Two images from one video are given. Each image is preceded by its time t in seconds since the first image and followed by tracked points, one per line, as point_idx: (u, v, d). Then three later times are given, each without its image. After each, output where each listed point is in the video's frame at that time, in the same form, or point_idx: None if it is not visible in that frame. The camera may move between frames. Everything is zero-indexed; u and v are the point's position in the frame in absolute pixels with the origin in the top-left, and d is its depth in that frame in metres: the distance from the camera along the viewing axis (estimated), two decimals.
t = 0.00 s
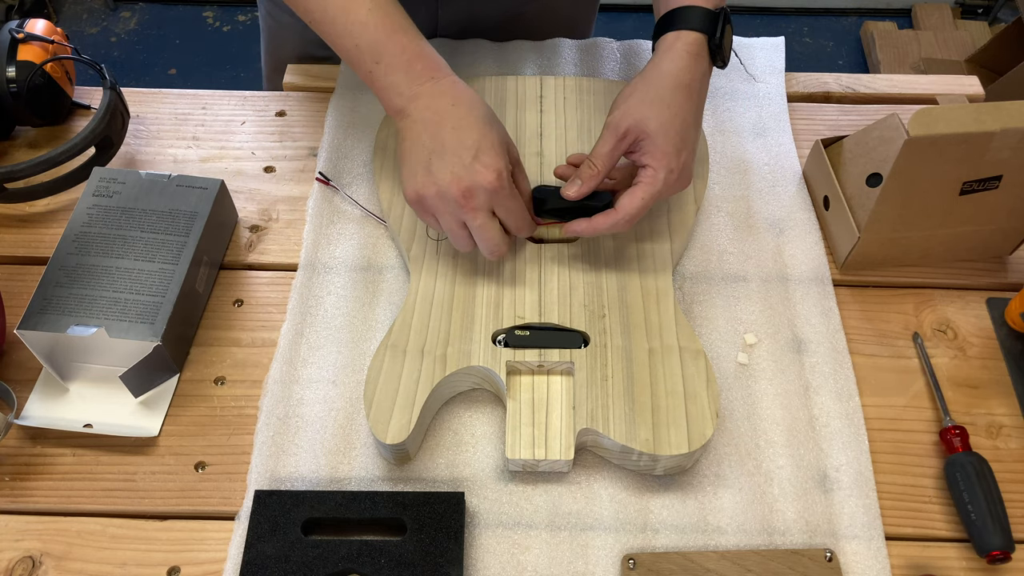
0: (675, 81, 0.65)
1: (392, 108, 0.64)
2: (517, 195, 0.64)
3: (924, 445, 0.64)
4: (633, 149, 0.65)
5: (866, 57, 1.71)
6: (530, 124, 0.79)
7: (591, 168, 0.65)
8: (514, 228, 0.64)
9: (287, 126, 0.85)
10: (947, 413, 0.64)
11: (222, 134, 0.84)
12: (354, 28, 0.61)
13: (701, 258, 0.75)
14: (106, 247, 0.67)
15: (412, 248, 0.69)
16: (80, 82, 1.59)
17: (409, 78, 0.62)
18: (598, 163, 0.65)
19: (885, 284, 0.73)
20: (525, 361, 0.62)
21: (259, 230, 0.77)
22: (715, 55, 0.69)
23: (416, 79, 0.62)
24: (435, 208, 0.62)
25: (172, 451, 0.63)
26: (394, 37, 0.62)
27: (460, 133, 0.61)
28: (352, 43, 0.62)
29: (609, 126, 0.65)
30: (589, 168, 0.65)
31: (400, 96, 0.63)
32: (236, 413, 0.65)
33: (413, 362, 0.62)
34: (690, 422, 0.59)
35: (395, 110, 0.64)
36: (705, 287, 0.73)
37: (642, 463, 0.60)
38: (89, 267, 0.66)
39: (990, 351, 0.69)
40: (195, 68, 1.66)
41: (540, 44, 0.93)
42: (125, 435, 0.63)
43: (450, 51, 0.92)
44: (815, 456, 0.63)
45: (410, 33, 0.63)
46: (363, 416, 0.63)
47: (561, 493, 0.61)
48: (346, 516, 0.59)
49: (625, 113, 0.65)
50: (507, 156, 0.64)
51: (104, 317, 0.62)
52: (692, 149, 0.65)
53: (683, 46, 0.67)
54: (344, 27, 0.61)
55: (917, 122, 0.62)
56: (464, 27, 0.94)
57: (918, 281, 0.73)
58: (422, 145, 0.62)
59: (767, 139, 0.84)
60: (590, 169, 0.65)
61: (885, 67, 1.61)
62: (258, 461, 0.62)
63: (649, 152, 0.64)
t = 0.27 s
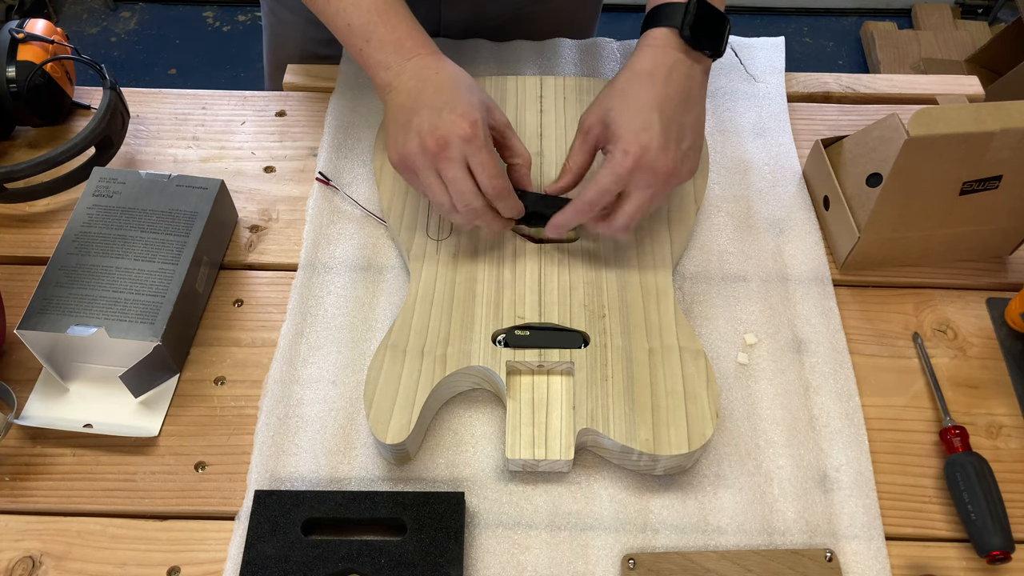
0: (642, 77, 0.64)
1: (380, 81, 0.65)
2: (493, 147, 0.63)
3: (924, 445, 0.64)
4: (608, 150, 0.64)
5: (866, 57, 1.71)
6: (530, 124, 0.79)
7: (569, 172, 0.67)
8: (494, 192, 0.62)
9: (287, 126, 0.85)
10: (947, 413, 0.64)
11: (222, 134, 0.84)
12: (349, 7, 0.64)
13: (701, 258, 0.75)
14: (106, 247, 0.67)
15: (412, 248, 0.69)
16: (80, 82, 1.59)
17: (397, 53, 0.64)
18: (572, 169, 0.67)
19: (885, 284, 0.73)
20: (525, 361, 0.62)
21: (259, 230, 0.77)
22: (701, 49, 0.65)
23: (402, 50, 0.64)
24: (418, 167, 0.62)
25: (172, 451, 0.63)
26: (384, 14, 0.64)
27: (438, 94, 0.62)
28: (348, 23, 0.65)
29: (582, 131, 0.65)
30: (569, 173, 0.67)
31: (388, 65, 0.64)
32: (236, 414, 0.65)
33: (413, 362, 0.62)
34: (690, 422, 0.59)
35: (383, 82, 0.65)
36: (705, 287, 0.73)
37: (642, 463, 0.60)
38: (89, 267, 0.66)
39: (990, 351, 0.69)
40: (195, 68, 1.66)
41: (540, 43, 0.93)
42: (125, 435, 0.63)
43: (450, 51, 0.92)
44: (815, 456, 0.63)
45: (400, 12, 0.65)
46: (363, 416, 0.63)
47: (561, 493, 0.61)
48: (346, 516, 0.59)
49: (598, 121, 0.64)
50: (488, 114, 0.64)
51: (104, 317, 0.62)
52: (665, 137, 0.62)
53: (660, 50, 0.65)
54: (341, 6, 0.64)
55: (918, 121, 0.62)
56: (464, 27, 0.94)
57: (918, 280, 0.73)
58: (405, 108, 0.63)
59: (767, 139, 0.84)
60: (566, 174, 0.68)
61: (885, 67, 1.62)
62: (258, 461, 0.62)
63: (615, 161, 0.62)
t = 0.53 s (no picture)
0: (637, 92, 0.65)
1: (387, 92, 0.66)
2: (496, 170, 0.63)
3: (924, 445, 0.64)
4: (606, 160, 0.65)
5: (866, 57, 1.71)
6: (530, 124, 0.79)
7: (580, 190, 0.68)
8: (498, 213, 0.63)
9: (287, 126, 0.85)
10: (947, 413, 0.64)
11: (222, 134, 0.84)
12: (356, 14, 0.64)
13: (701, 258, 0.75)
14: (106, 247, 0.67)
15: (412, 248, 0.69)
16: (80, 82, 1.59)
17: (404, 64, 0.64)
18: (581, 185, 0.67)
19: (886, 284, 0.73)
20: (525, 361, 0.62)
21: (259, 230, 0.77)
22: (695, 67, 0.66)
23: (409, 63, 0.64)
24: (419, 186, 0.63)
25: (172, 451, 0.63)
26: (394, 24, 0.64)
27: (445, 110, 0.62)
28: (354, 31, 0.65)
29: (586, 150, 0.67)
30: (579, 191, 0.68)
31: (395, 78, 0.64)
32: (236, 413, 0.65)
33: (414, 362, 0.62)
34: (690, 422, 0.59)
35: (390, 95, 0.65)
36: (705, 288, 0.73)
37: (642, 463, 0.60)
38: (89, 267, 0.66)
39: (990, 351, 0.69)
40: (196, 68, 1.66)
41: (540, 44, 0.93)
42: (125, 435, 0.63)
43: (450, 50, 0.92)
44: (815, 456, 0.63)
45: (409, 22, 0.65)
46: (363, 416, 0.63)
47: (560, 493, 0.61)
48: (346, 516, 0.59)
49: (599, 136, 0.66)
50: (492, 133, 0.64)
51: (104, 317, 0.62)
52: (658, 143, 0.62)
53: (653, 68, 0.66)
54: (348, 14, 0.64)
55: (917, 121, 0.62)
56: (463, 27, 0.94)
57: (918, 280, 0.73)
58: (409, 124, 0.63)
59: (767, 139, 0.84)
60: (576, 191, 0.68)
61: (885, 67, 1.62)
62: (258, 460, 0.62)
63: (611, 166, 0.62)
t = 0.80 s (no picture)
0: (633, 85, 0.65)
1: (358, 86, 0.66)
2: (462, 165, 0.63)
3: (924, 445, 0.64)
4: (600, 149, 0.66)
5: (866, 57, 1.71)
6: (529, 124, 0.79)
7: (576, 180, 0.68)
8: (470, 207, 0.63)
9: (287, 126, 0.85)
10: (947, 412, 0.64)
11: (222, 134, 0.84)
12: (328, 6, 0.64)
13: (701, 258, 0.75)
14: (106, 247, 0.67)
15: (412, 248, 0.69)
16: (80, 82, 1.59)
17: (374, 57, 0.64)
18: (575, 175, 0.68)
19: (885, 284, 0.73)
20: (525, 361, 0.62)
21: (259, 230, 0.77)
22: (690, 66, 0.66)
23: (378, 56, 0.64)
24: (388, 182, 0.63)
25: (172, 451, 0.63)
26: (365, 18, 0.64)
27: (413, 105, 0.62)
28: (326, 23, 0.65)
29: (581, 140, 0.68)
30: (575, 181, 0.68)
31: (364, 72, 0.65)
32: (235, 414, 0.65)
33: (414, 362, 0.62)
34: (690, 422, 0.59)
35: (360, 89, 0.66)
36: (705, 287, 0.73)
37: (642, 463, 0.60)
38: (89, 267, 0.66)
39: (990, 351, 0.69)
40: (196, 68, 1.66)
41: (540, 43, 0.93)
42: (125, 435, 0.63)
43: (450, 50, 0.91)
44: (815, 456, 0.63)
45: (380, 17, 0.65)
46: (363, 416, 0.63)
47: (560, 493, 0.61)
48: (346, 516, 0.59)
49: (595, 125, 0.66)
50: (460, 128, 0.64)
51: (104, 317, 0.62)
52: (653, 131, 0.62)
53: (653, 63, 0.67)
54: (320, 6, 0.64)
55: (918, 121, 0.62)
56: (464, 27, 0.94)
57: (918, 280, 0.73)
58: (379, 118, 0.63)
59: (767, 139, 0.84)
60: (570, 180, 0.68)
61: (885, 67, 1.62)
62: (258, 460, 0.62)
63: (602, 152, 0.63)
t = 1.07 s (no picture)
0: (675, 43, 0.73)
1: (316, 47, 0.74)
2: (385, 131, 0.71)
3: (924, 445, 0.64)
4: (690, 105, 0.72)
5: (866, 57, 1.71)
6: (529, 124, 0.79)
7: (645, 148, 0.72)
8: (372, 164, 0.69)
9: (287, 126, 0.85)
10: (947, 413, 0.64)
11: (222, 134, 0.84)
12: None
13: (701, 258, 0.75)
14: (106, 247, 0.67)
15: (412, 247, 0.69)
16: (80, 82, 1.59)
17: (330, 22, 0.73)
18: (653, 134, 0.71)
19: (886, 284, 0.73)
20: (525, 361, 0.62)
21: (259, 230, 0.77)
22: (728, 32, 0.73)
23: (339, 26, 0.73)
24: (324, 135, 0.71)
25: (172, 451, 0.63)
26: None
27: (350, 71, 0.71)
28: None
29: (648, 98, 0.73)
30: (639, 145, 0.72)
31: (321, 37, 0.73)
32: (235, 414, 0.65)
33: (414, 362, 0.62)
34: (690, 422, 0.59)
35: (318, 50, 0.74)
36: (705, 287, 0.73)
37: (642, 463, 0.60)
38: (89, 267, 0.66)
39: (990, 351, 0.69)
40: (196, 68, 1.66)
41: (540, 44, 0.93)
42: (125, 435, 0.63)
43: (450, 50, 0.91)
44: (815, 456, 0.63)
45: None
46: (363, 416, 0.63)
47: (560, 493, 0.61)
48: (346, 516, 0.59)
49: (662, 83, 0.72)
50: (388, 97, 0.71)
51: (104, 317, 0.62)
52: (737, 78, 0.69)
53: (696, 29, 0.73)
54: None
55: (918, 122, 0.62)
56: (464, 28, 0.94)
57: (918, 280, 0.73)
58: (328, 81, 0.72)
59: (767, 139, 0.84)
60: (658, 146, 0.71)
61: (885, 67, 1.62)
62: (258, 461, 0.62)
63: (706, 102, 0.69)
